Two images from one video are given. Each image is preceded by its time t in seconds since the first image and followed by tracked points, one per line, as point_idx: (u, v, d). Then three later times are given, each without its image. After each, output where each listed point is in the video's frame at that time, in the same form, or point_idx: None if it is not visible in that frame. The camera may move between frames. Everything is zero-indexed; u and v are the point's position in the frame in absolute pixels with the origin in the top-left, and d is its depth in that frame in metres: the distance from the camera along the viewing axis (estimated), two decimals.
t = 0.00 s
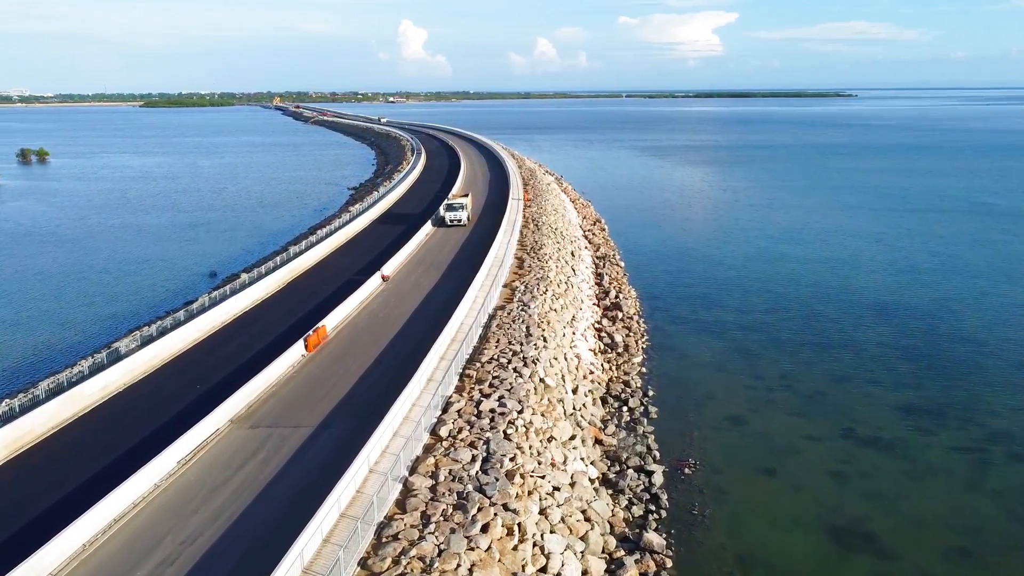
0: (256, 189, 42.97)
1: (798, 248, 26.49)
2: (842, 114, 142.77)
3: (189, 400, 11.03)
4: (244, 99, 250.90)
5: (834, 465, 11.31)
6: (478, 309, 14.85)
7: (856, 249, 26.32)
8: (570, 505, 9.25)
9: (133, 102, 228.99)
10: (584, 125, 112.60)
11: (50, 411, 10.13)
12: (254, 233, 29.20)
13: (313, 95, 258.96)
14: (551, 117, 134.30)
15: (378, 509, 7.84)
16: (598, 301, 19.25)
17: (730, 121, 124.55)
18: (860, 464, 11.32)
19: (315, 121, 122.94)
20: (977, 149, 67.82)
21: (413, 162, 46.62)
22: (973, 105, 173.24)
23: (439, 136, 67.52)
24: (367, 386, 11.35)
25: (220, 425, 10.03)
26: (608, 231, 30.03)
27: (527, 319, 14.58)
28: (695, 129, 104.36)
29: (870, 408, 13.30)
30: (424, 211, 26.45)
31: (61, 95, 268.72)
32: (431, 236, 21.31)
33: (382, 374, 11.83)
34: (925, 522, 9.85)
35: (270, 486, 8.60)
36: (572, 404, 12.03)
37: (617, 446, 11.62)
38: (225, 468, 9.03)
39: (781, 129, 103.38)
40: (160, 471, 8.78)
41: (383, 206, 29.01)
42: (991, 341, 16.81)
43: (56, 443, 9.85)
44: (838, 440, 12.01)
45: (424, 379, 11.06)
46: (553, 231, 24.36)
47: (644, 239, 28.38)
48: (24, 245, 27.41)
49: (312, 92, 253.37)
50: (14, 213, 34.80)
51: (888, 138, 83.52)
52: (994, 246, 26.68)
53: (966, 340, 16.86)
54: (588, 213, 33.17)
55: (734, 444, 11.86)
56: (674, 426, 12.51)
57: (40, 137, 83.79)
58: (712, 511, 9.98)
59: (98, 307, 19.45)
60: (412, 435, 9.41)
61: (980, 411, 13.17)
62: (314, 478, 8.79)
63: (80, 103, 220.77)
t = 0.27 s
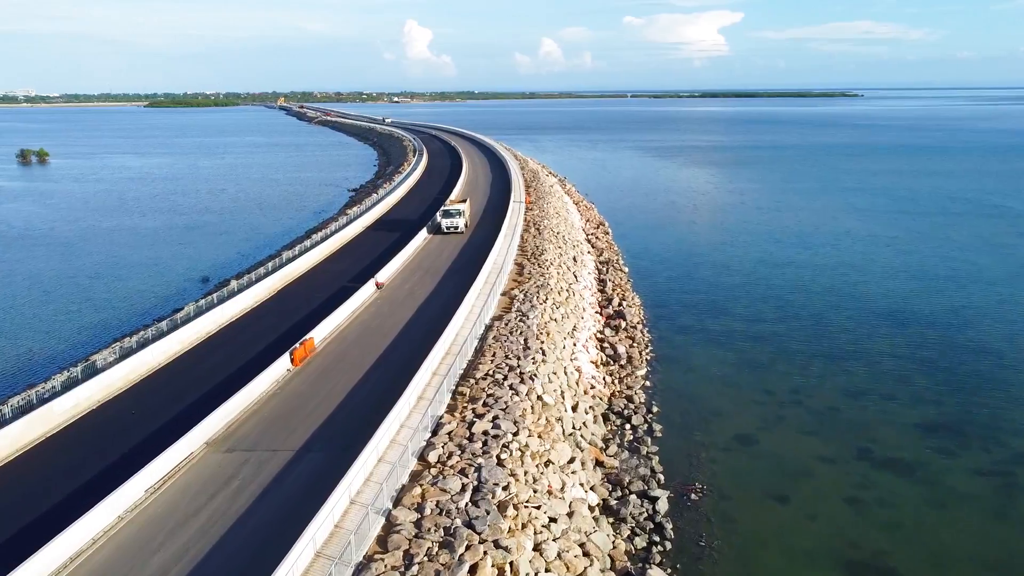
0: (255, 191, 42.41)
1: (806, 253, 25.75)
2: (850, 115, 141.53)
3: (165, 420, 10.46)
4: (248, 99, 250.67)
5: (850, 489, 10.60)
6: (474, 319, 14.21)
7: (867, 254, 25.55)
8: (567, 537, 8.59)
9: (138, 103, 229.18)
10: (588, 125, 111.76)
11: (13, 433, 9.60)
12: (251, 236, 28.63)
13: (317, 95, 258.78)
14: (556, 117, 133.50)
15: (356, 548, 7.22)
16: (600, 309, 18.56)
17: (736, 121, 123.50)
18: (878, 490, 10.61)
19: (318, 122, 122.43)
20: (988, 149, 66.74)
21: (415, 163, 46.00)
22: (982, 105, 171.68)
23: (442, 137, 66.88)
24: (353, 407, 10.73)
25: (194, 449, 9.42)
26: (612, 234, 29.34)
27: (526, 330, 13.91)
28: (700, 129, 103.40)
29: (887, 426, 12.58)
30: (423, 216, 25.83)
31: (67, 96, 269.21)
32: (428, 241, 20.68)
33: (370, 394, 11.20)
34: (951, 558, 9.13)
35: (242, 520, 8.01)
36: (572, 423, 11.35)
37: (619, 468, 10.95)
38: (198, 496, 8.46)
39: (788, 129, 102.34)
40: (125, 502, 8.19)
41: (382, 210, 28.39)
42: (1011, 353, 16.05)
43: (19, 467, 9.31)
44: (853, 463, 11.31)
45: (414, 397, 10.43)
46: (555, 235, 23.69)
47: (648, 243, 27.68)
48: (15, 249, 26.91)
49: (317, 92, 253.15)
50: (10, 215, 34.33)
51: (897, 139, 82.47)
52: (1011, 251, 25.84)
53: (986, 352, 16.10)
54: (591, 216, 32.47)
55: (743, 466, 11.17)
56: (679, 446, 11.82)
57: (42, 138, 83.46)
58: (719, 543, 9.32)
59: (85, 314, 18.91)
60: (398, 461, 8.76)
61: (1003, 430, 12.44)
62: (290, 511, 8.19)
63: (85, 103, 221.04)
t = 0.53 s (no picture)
0: (254, 192, 41.86)
1: (815, 258, 25.06)
2: (857, 115, 140.58)
3: (137, 443, 9.82)
4: (253, 99, 250.62)
5: (867, 517, 9.94)
6: (469, 330, 13.56)
7: (877, 259, 24.84)
8: None
9: (143, 104, 229.37)
10: (593, 125, 111.04)
11: None
12: (246, 239, 28.04)
13: (322, 95, 258.65)
14: (561, 117, 132.80)
15: None
16: (603, 318, 17.90)
17: (742, 121, 122.63)
18: (897, 517, 9.95)
19: (321, 122, 121.91)
20: (997, 150, 65.81)
21: (416, 163, 45.39)
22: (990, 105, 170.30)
23: (445, 137, 66.28)
24: (337, 428, 10.10)
25: (164, 476, 8.81)
26: (616, 238, 28.67)
27: (524, 342, 13.25)
28: (706, 129, 102.59)
29: (904, 445, 11.90)
30: (421, 220, 25.18)
31: (73, 95, 269.68)
32: (425, 247, 20.05)
33: (356, 413, 10.57)
34: None
35: (209, 560, 7.39)
36: (570, 444, 10.70)
37: (620, 494, 10.30)
38: (164, 530, 7.84)
39: (794, 129, 101.47)
40: (84, 538, 7.58)
41: (380, 212, 27.76)
42: None
43: None
44: (870, 487, 10.63)
45: (402, 417, 9.80)
46: (557, 240, 23.02)
47: (652, 247, 27.00)
48: (6, 253, 26.37)
49: (321, 92, 252.94)
50: (4, 217, 33.83)
51: (904, 139, 81.62)
52: None
53: (1005, 364, 15.41)
54: (594, 219, 31.82)
55: (753, 491, 10.51)
56: (684, 468, 11.16)
57: (44, 138, 83.09)
58: None
59: (71, 322, 18.33)
60: (382, 491, 8.13)
61: None
62: (263, 548, 7.57)
63: (90, 104, 221.30)
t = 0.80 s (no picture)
0: (253, 193, 41.33)
1: (824, 263, 24.35)
2: (864, 115, 139.56)
3: (102, 469, 9.18)
4: (257, 98, 250.30)
5: (887, 550, 9.27)
6: (464, 343, 12.91)
7: (889, 265, 24.10)
8: None
9: (148, 103, 228.95)
10: (597, 126, 110.36)
11: None
12: (241, 242, 27.47)
13: (326, 95, 258.35)
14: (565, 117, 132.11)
15: None
16: (605, 327, 17.22)
17: (747, 121, 121.75)
18: (919, 550, 9.28)
19: (325, 122, 121.50)
20: (1008, 150, 64.89)
21: (416, 164, 44.82)
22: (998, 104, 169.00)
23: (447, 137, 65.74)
24: (320, 451, 9.47)
25: (131, 505, 8.20)
26: (620, 242, 27.99)
27: (521, 356, 12.59)
28: (711, 129, 101.79)
29: (924, 468, 11.19)
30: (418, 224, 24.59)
31: (78, 95, 269.94)
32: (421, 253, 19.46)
33: (341, 435, 9.95)
34: None
35: None
36: (569, 469, 10.05)
37: (622, 523, 9.65)
38: (125, 569, 7.23)
39: (800, 130, 100.56)
40: None
41: (377, 215, 27.18)
42: None
43: None
44: (889, 516, 9.94)
45: (388, 441, 9.16)
46: (558, 244, 22.35)
47: (657, 252, 26.30)
48: None
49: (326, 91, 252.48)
50: None
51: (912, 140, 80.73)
52: None
53: None
54: (598, 222, 31.15)
55: (763, 520, 9.85)
56: (690, 494, 10.49)
57: (46, 138, 82.90)
58: None
59: (55, 330, 17.76)
60: (362, 528, 7.49)
61: None
62: None
63: (94, 103, 221.19)
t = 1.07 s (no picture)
0: (251, 195, 40.77)
1: (834, 269, 23.63)
2: (872, 115, 138.47)
3: (64, 498, 8.60)
4: (261, 98, 250.39)
5: None
6: (458, 357, 12.26)
7: (901, 271, 23.37)
8: None
9: (153, 104, 229.48)
10: (602, 126, 109.68)
11: None
12: (236, 246, 26.91)
13: (330, 95, 258.36)
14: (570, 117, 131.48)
15: None
16: (608, 337, 16.54)
17: (753, 121, 120.88)
18: None
19: (328, 122, 121.07)
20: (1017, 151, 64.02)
21: (418, 166, 44.19)
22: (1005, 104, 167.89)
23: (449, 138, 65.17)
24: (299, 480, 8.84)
25: (91, 541, 7.60)
26: (624, 246, 27.32)
27: (518, 371, 11.92)
28: (716, 129, 100.99)
29: (946, 495, 10.51)
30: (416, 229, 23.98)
31: (83, 96, 270.46)
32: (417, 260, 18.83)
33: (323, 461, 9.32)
34: None
35: None
36: (567, 497, 9.37)
37: (623, 556, 8.98)
38: None
39: (806, 130, 99.72)
40: None
41: (375, 218, 26.60)
42: None
43: None
44: (911, 549, 9.27)
45: (371, 470, 8.52)
46: (559, 249, 21.69)
47: (661, 256, 25.63)
48: None
49: (330, 91, 252.38)
50: None
51: (921, 140, 79.79)
52: None
53: None
54: (601, 225, 30.47)
55: (776, 554, 9.19)
56: (698, 523, 9.82)
57: (49, 138, 82.77)
58: None
59: (39, 340, 17.22)
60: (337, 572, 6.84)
61: None
62: None
63: (99, 104, 221.63)
